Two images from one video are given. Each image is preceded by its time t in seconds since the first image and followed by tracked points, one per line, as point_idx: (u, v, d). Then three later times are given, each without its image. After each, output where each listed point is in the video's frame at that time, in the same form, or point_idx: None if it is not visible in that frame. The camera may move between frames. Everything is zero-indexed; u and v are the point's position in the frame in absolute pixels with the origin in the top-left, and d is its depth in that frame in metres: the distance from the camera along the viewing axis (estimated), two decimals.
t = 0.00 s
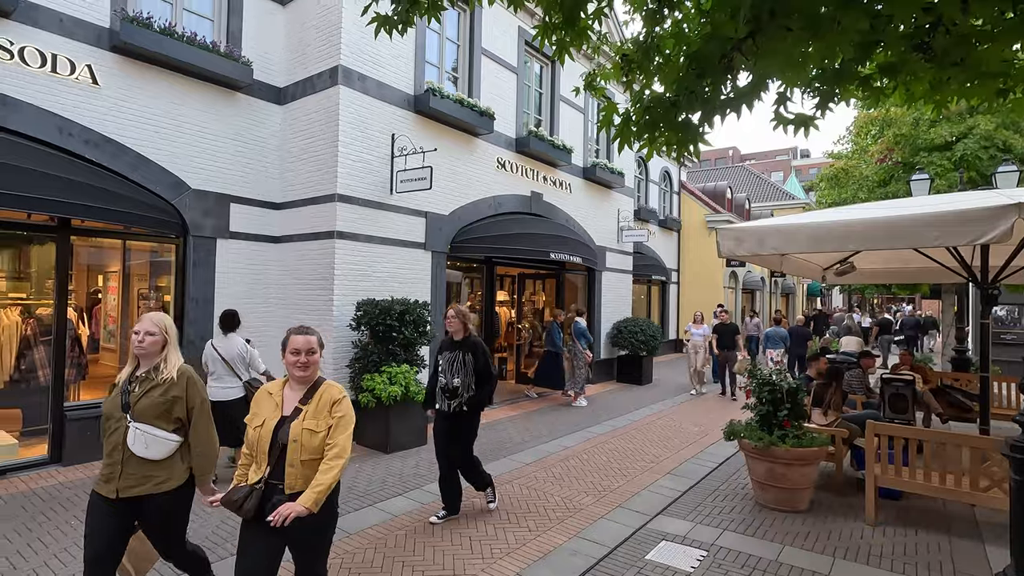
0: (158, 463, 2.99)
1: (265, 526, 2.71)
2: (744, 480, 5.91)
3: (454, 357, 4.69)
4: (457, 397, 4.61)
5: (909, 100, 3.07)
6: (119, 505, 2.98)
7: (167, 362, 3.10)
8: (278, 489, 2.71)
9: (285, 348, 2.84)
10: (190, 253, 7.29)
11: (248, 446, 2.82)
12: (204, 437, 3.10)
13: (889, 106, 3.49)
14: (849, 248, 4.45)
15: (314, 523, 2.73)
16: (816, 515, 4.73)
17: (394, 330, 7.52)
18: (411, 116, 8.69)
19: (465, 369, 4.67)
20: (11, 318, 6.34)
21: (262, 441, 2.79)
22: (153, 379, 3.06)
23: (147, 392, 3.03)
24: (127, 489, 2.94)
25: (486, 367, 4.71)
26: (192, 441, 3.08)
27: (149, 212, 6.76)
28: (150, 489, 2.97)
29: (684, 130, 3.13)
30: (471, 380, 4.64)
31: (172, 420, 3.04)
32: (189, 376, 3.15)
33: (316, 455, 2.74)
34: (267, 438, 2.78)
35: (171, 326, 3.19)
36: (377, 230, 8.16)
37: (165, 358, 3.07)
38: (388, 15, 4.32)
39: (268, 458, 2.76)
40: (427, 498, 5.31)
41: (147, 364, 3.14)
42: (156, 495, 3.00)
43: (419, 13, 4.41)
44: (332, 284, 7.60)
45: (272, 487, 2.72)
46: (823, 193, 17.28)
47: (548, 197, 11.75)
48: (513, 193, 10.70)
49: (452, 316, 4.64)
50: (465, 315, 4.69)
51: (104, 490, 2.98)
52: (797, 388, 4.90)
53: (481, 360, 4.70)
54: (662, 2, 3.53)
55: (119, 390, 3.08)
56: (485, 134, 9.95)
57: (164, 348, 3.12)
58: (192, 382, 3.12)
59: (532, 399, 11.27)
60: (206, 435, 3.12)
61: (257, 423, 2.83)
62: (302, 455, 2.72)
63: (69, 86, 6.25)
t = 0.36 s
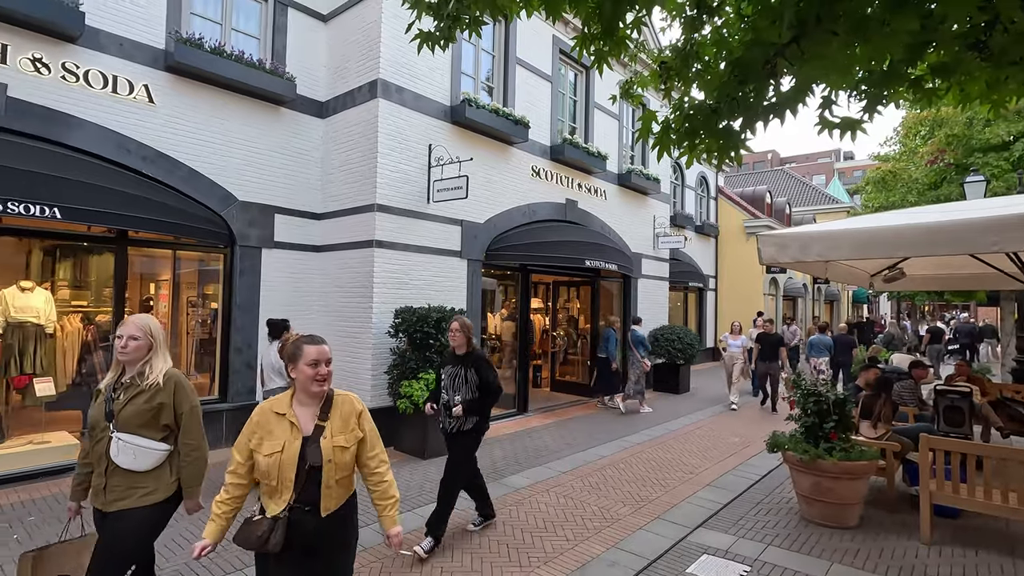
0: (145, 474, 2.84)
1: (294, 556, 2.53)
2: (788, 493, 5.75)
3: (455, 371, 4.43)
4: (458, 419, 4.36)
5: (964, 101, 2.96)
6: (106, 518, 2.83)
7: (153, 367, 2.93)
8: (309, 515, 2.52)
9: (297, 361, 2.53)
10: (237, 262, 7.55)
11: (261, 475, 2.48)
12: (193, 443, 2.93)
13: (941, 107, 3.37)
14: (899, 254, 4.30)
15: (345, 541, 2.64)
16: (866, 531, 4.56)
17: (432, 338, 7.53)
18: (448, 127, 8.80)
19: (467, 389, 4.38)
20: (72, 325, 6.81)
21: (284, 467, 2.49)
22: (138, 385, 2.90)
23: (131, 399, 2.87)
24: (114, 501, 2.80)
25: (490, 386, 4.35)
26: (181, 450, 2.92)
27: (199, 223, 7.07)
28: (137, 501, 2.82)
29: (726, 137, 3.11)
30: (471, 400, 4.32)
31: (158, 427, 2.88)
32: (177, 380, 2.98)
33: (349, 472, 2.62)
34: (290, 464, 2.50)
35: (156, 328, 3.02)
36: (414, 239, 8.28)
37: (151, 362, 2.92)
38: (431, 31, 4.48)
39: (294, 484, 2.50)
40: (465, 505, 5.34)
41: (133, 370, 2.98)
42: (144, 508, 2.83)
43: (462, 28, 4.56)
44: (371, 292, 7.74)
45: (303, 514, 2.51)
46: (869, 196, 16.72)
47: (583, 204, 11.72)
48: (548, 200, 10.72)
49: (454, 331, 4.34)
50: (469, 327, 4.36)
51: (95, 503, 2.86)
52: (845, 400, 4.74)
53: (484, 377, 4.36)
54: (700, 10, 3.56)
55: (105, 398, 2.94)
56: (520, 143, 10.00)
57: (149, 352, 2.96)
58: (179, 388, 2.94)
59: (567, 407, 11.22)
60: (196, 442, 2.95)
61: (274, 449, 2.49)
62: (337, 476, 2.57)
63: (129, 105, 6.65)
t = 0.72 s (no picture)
0: (111, 503, 2.56)
1: None
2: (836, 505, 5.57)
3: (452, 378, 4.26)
4: (453, 426, 4.22)
5: None
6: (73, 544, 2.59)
7: (135, 385, 2.67)
8: (374, 528, 2.44)
9: (351, 371, 2.40)
10: (283, 269, 7.80)
11: (325, 493, 2.31)
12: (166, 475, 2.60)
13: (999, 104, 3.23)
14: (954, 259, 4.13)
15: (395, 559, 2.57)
16: (922, 547, 4.37)
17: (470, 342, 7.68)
18: (485, 134, 8.89)
19: (459, 395, 4.19)
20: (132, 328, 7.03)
21: (350, 483, 2.36)
22: (117, 404, 2.64)
23: (107, 419, 2.62)
24: (78, 529, 2.54)
25: (486, 392, 4.19)
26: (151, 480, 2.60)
27: (249, 232, 7.36)
28: (103, 532, 2.54)
29: (769, 140, 3.06)
30: (464, 406, 4.15)
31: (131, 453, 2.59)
32: (160, 402, 2.68)
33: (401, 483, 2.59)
34: (356, 477, 2.37)
35: (148, 343, 2.78)
36: (453, 245, 8.37)
37: (134, 378, 2.66)
38: (472, 43, 4.63)
39: (360, 498, 2.38)
40: (504, 509, 5.35)
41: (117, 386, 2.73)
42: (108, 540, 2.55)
43: (502, 39, 4.73)
44: (410, 298, 7.87)
45: (368, 527, 2.43)
46: (922, 196, 16.04)
47: (621, 209, 11.62)
48: (585, 205, 10.68)
49: (454, 332, 4.21)
50: (469, 329, 4.23)
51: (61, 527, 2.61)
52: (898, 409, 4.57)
53: (479, 382, 4.19)
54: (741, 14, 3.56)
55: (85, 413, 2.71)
56: (557, 149, 10.01)
57: (134, 367, 2.70)
58: (159, 411, 2.64)
59: (605, 413, 11.15)
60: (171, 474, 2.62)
61: (339, 463, 2.34)
62: (396, 485, 2.55)
63: (184, 120, 7.02)
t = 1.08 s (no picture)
0: (105, 518, 2.37)
1: None
2: (891, 517, 5.35)
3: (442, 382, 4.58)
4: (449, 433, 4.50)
5: None
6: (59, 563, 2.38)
7: (123, 390, 2.44)
8: (470, 541, 2.42)
9: (442, 384, 2.39)
10: (329, 273, 8.03)
11: (423, 504, 2.30)
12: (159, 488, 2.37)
13: None
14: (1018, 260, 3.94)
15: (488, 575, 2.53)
16: (986, 563, 4.17)
17: (510, 346, 7.69)
18: (524, 138, 8.93)
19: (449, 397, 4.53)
20: (190, 331, 7.48)
21: (447, 493, 2.34)
22: (106, 411, 2.42)
23: (94, 428, 2.41)
24: (65, 549, 2.33)
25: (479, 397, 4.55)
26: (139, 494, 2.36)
27: (297, 238, 7.59)
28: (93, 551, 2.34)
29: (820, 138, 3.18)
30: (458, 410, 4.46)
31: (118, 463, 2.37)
32: (150, 406, 2.44)
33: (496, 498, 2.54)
34: (453, 488, 2.35)
35: (136, 342, 2.54)
36: (492, 248, 8.44)
37: (122, 381, 2.44)
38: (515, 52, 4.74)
39: (457, 509, 2.36)
40: (545, 514, 5.35)
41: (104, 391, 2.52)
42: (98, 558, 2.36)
43: (543, 46, 4.86)
44: (451, 301, 7.96)
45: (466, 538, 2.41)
46: (982, 194, 15.26)
47: (660, 210, 11.49)
48: (624, 207, 10.60)
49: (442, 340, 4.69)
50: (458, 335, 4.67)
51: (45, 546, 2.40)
52: (958, 417, 4.39)
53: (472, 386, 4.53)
54: (787, 13, 3.51)
55: (71, 421, 2.50)
56: (595, 151, 9.97)
57: (121, 369, 2.48)
58: (148, 418, 2.40)
59: (646, 417, 11.02)
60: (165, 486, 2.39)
61: (435, 473, 2.33)
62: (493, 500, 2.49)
63: (237, 132, 7.35)
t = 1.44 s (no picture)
0: (68, 541, 2.21)
1: None
2: (949, 530, 5.11)
3: (437, 389, 4.00)
4: (436, 443, 3.84)
5: None
6: None
7: (85, 400, 2.27)
8: (567, 547, 2.46)
9: (547, 390, 2.37)
10: (370, 277, 8.20)
11: (530, 514, 2.31)
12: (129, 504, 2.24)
13: None
14: None
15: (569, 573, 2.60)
16: None
17: (548, 349, 7.70)
18: (561, 141, 8.94)
19: (445, 408, 3.93)
20: (239, 333, 7.75)
21: (554, 500, 2.34)
22: (64, 423, 2.24)
23: (51, 442, 2.22)
24: None
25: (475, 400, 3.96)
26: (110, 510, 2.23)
27: (341, 242, 7.77)
28: None
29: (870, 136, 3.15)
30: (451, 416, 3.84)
31: (83, 479, 2.21)
32: (118, 417, 2.29)
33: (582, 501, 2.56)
34: (560, 495, 2.36)
35: (99, 348, 2.36)
36: (530, 251, 8.46)
37: (84, 390, 2.27)
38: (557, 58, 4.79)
39: (562, 518, 2.38)
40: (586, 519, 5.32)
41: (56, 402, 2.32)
42: None
43: (584, 51, 4.95)
44: (489, 304, 8.01)
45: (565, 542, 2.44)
46: None
47: (701, 211, 11.31)
48: (663, 208, 10.47)
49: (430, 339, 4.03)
50: (452, 335, 4.06)
51: None
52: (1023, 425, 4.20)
53: (467, 389, 3.95)
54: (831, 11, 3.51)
55: (21, 438, 2.30)
56: (633, 152, 9.88)
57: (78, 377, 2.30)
58: (117, 431, 2.26)
59: (687, 421, 10.86)
60: (137, 501, 2.26)
61: (544, 484, 2.32)
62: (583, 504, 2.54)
63: (283, 141, 7.59)
